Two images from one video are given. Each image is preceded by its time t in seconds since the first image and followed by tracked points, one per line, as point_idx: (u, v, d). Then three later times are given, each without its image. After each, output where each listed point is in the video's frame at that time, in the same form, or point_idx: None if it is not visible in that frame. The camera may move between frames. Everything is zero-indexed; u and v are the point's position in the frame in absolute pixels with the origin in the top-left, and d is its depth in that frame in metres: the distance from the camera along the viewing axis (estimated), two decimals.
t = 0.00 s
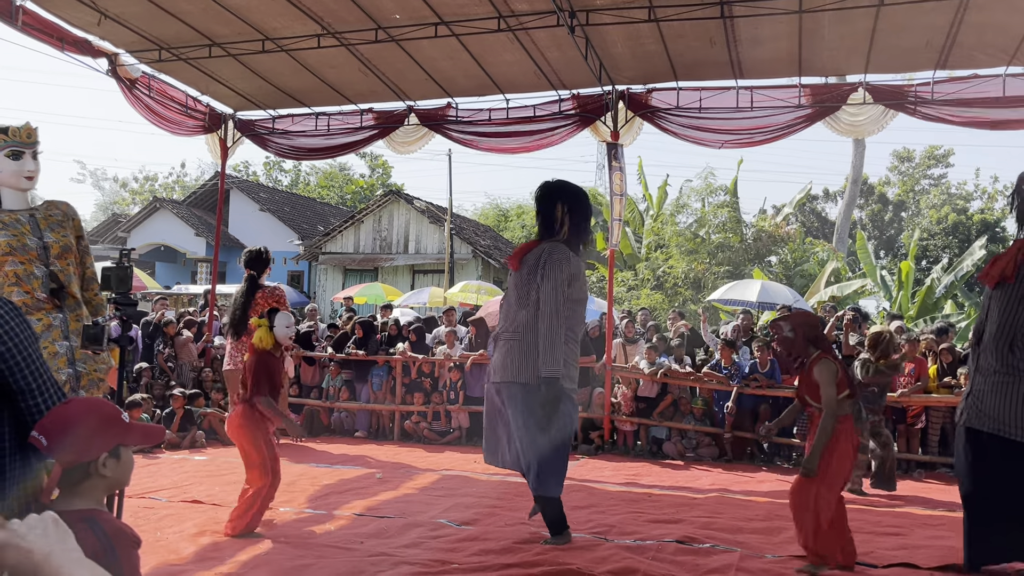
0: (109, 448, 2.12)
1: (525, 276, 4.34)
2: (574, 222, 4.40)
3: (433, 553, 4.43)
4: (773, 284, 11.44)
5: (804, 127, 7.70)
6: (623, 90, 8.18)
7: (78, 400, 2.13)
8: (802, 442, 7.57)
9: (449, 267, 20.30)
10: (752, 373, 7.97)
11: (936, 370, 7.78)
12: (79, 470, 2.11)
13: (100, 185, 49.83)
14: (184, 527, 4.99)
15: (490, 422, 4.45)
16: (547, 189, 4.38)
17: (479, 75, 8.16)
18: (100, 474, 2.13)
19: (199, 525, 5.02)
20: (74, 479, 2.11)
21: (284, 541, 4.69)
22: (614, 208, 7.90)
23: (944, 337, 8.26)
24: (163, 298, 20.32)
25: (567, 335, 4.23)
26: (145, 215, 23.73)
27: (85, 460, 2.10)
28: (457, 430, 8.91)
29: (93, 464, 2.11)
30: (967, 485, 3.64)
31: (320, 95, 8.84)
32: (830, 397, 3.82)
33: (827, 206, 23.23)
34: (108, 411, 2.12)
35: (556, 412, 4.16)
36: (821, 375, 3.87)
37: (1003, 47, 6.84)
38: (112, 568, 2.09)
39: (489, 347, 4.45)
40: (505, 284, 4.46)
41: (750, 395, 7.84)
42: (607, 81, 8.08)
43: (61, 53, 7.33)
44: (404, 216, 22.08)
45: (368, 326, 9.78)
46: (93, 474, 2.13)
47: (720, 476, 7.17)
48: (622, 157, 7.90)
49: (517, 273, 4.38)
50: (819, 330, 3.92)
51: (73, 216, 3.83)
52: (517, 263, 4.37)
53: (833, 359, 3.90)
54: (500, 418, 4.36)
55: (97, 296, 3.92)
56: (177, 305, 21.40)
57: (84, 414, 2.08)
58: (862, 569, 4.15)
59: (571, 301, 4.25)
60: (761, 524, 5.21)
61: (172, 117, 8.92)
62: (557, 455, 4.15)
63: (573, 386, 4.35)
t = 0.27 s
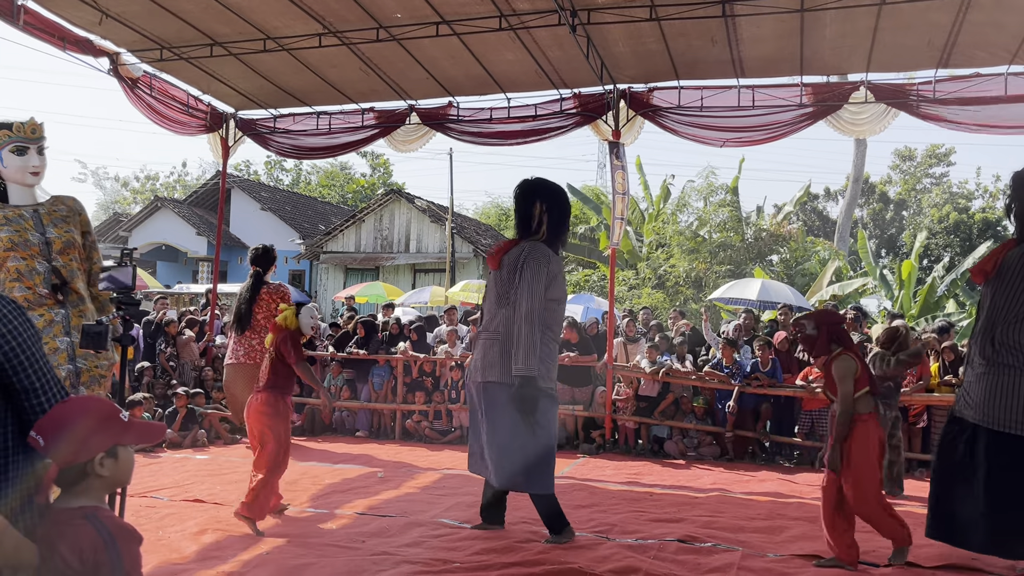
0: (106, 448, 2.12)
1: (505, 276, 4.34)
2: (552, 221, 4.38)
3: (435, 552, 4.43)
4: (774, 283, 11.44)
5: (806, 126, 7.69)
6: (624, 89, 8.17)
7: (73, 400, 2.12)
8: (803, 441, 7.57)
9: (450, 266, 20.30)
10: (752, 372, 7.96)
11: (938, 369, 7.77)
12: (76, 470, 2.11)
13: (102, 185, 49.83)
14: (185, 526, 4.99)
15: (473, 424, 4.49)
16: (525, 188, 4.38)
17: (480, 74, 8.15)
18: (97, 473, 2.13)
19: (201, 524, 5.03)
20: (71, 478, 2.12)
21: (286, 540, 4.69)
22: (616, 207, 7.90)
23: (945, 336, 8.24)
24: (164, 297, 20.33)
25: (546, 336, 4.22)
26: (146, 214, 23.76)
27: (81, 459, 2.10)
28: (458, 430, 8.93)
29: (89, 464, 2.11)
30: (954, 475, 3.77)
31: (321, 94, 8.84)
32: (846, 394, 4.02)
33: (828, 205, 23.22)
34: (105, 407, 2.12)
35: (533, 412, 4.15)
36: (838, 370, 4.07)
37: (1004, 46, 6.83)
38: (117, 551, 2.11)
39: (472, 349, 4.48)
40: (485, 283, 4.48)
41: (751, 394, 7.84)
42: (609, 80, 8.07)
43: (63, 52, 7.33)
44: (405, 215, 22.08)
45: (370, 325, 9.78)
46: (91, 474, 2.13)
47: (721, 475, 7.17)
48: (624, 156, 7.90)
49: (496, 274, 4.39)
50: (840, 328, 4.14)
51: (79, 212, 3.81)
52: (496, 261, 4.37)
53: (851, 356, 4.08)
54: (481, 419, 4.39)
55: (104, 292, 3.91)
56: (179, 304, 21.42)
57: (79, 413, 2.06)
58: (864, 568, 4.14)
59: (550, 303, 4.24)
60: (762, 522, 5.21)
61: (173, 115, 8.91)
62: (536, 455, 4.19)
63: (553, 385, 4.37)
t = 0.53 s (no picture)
0: (103, 447, 2.11)
1: (496, 275, 4.34)
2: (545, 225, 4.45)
3: (436, 551, 4.43)
4: (775, 282, 11.43)
5: (807, 125, 7.68)
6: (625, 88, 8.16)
7: (75, 400, 2.14)
8: (803, 441, 7.57)
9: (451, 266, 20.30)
10: (753, 372, 7.94)
11: (938, 368, 7.77)
12: (76, 470, 2.11)
13: (102, 184, 49.83)
14: (186, 525, 4.99)
15: (434, 414, 4.45)
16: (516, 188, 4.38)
17: (481, 73, 8.15)
18: (97, 473, 2.12)
19: (202, 523, 5.03)
20: (72, 477, 2.11)
21: (286, 539, 4.69)
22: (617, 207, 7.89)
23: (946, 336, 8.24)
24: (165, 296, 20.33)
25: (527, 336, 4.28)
26: (147, 213, 23.76)
27: (78, 459, 2.09)
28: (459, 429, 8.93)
29: (88, 463, 2.11)
30: (955, 467, 4.02)
31: (322, 93, 8.84)
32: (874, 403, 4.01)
33: (828, 204, 23.22)
34: (102, 404, 2.12)
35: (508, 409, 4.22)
36: (859, 381, 4.07)
37: (1006, 45, 6.82)
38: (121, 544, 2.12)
39: (442, 340, 4.43)
40: (465, 277, 4.42)
41: (752, 393, 7.84)
42: (610, 79, 8.07)
43: (63, 52, 7.33)
44: (406, 214, 22.08)
45: (370, 324, 9.77)
46: (89, 474, 2.12)
47: (721, 474, 7.17)
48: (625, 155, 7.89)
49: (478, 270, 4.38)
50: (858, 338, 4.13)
51: (81, 219, 3.86)
52: (491, 261, 4.33)
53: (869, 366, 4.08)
54: (449, 411, 4.37)
55: (105, 299, 3.97)
56: (179, 303, 21.42)
57: (74, 413, 2.08)
58: (864, 567, 4.14)
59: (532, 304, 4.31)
60: (763, 522, 5.21)
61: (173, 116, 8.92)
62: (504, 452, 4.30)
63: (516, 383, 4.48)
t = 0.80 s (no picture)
0: (103, 448, 2.11)
1: (491, 273, 4.32)
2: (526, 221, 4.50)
3: (436, 550, 4.44)
4: (775, 281, 11.43)
5: (807, 124, 7.68)
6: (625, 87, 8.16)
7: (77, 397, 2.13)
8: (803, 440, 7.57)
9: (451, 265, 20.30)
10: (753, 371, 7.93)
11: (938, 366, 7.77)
12: (78, 470, 2.12)
13: (102, 183, 49.82)
14: (186, 524, 5.00)
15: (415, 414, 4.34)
16: (503, 185, 4.40)
17: (481, 72, 8.15)
18: (98, 474, 2.13)
19: (202, 522, 5.03)
20: (73, 478, 2.12)
21: (286, 538, 4.69)
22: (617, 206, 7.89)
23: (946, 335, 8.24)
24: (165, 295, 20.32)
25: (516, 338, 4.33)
26: (147, 212, 23.75)
27: (79, 459, 2.09)
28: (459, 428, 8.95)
29: (89, 464, 2.11)
30: (965, 451, 4.14)
31: (322, 92, 8.84)
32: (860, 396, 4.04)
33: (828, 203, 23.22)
34: (106, 402, 2.12)
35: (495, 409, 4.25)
36: (846, 377, 4.08)
37: (1006, 44, 6.82)
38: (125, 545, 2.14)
39: (431, 337, 4.32)
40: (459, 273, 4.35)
41: (752, 392, 7.85)
42: (610, 78, 8.07)
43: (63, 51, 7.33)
44: (406, 214, 22.08)
45: (370, 323, 9.77)
46: (91, 474, 2.13)
47: (722, 473, 7.18)
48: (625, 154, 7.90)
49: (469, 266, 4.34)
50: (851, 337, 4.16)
51: (78, 219, 3.89)
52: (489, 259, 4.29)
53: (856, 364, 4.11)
54: (432, 412, 4.28)
55: (104, 299, 3.96)
56: (180, 302, 21.42)
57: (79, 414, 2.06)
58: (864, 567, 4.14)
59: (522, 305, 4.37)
60: (763, 521, 5.22)
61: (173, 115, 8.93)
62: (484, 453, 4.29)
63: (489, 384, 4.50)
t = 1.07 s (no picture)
0: (101, 449, 2.11)
1: (475, 270, 4.36)
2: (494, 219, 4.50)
3: (436, 549, 4.44)
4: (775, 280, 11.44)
5: (807, 123, 7.68)
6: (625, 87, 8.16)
7: (77, 396, 2.13)
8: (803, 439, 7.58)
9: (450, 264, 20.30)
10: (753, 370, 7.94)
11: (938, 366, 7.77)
12: (73, 471, 2.11)
13: (102, 181, 49.81)
14: (186, 523, 5.00)
15: (395, 415, 4.24)
16: (478, 185, 4.44)
17: (481, 71, 8.15)
18: (94, 475, 2.13)
19: (202, 520, 5.03)
20: (69, 479, 2.11)
21: (286, 537, 4.69)
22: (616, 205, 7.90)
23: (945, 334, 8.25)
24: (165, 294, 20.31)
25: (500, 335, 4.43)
26: (147, 211, 23.75)
27: (74, 459, 2.09)
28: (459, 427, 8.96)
29: (85, 465, 2.11)
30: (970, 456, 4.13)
31: (322, 91, 8.84)
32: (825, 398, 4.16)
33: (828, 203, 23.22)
34: (105, 402, 2.13)
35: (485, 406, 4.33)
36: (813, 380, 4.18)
37: (1005, 43, 6.82)
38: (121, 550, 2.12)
39: (419, 336, 4.27)
40: (443, 270, 4.35)
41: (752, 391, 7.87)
42: (610, 77, 8.07)
43: (63, 49, 7.32)
44: (405, 212, 22.08)
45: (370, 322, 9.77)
46: (88, 475, 2.12)
47: (721, 472, 7.18)
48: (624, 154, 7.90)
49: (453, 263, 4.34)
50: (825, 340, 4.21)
51: (75, 224, 3.91)
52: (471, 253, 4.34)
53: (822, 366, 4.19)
54: (416, 415, 4.24)
55: (99, 301, 3.97)
56: (179, 301, 21.40)
57: (76, 415, 2.06)
58: (864, 566, 4.14)
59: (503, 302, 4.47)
60: (763, 520, 5.22)
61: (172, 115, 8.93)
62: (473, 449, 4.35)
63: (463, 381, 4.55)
